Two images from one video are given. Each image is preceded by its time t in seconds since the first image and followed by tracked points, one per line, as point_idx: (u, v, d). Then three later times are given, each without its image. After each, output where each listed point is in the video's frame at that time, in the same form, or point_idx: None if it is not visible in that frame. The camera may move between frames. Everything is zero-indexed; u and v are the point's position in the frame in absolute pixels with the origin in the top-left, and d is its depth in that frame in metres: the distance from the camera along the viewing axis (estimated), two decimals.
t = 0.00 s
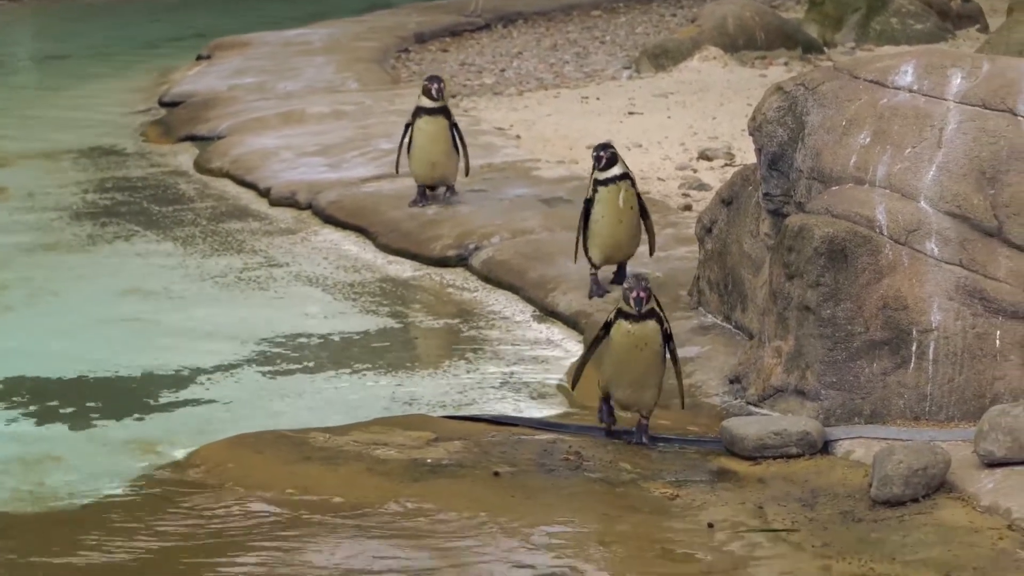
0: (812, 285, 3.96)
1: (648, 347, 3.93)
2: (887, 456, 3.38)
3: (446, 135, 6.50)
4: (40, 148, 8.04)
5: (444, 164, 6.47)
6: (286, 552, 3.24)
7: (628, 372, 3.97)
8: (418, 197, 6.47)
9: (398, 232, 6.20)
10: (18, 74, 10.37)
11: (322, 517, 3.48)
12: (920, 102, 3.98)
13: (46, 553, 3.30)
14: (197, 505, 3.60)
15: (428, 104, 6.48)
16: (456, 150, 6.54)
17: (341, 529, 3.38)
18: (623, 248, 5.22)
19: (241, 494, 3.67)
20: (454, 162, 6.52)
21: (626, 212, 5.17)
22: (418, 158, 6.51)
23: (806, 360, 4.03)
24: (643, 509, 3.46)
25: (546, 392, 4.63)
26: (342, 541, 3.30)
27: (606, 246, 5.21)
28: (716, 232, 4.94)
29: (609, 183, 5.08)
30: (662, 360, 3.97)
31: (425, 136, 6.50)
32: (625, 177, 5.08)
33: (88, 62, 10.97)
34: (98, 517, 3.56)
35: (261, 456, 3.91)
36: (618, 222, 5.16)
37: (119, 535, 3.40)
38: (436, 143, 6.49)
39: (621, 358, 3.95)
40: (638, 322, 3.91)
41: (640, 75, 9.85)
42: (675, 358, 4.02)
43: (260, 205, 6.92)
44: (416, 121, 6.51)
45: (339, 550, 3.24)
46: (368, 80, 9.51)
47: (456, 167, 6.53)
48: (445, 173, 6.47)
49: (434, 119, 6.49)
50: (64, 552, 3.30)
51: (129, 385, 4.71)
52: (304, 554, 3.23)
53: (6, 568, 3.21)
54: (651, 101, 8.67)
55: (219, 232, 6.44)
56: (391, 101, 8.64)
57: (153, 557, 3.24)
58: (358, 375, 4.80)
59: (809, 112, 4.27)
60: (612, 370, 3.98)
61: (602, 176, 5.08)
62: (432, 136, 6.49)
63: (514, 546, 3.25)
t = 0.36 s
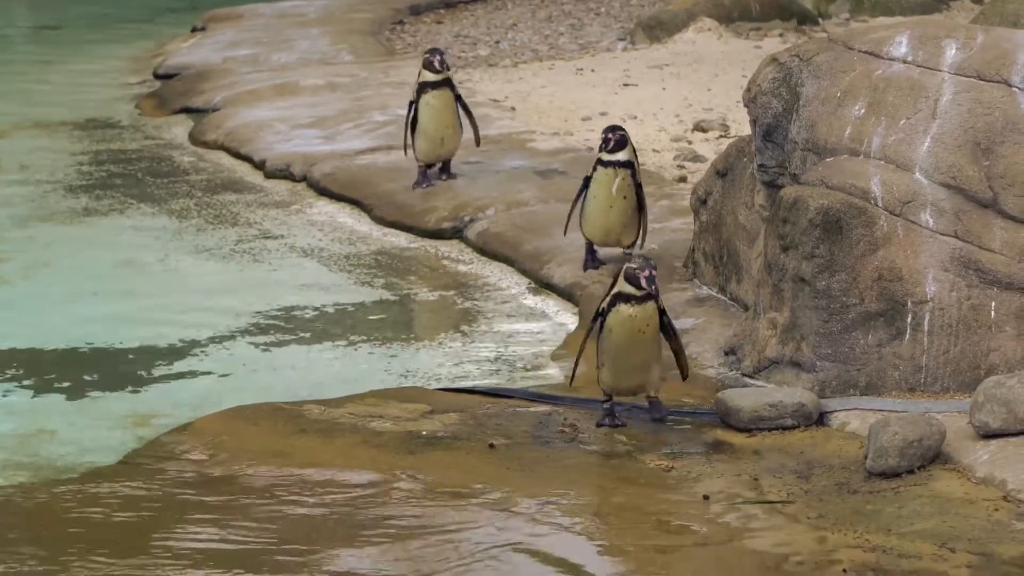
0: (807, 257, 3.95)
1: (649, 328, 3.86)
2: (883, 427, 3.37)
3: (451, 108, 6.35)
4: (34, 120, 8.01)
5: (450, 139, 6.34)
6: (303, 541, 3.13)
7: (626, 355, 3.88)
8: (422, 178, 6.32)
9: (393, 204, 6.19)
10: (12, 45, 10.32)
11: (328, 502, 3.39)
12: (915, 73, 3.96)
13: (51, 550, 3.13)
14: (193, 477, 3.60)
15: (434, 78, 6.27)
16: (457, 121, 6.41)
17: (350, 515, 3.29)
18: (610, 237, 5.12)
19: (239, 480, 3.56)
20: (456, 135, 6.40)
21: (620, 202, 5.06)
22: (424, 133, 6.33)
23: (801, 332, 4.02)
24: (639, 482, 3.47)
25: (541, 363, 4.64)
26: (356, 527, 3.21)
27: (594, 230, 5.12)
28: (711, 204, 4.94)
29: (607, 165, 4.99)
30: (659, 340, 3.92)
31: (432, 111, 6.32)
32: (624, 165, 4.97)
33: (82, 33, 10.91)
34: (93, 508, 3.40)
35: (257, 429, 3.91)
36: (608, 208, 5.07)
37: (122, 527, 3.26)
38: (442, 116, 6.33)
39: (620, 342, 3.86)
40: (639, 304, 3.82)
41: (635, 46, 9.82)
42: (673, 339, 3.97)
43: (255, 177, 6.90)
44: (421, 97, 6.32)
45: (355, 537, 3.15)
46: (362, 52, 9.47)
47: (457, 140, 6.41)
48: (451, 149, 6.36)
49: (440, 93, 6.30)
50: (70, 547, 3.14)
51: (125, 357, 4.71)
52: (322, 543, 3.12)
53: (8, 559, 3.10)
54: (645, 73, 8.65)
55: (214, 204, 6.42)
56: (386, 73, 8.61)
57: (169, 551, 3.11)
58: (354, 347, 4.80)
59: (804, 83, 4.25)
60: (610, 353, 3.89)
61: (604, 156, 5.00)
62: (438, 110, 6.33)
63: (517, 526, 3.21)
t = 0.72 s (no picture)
0: (803, 237, 3.96)
1: (683, 320, 3.65)
2: (879, 407, 3.37)
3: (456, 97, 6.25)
4: (29, 101, 7.98)
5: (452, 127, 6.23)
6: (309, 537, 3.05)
7: (661, 350, 3.66)
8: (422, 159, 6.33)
9: (389, 185, 6.18)
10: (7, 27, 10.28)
11: (327, 493, 3.31)
12: (910, 53, 3.95)
13: (49, 555, 2.99)
14: (190, 459, 3.59)
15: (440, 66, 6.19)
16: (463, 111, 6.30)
17: (352, 508, 3.21)
18: (616, 231, 4.93)
19: (234, 474, 3.47)
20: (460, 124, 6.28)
21: (624, 193, 4.87)
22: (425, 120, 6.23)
23: (796, 312, 4.03)
24: (636, 462, 3.47)
25: (537, 344, 4.63)
26: (359, 518, 3.14)
27: (600, 227, 4.92)
28: (706, 184, 4.93)
29: (606, 161, 4.79)
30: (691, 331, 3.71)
31: (436, 98, 6.22)
32: (625, 156, 4.77)
33: (77, 14, 10.88)
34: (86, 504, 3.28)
35: (252, 411, 3.91)
36: (613, 203, 4.88)
37: (120, 515, 3.21)
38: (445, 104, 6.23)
39: (655, 335, 3.65)
40: (674, 294, 3.61)
41: (630, 26, 9.79)
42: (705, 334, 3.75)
43: (250, 158, 6.89)
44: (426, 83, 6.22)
45: (360, 530, 3.08)
46: (357, 33, 9.44)
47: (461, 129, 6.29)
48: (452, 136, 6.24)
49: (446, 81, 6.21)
50: (67, 549, 3.02)
51: (120, 339, 4.70)
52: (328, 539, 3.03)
53: (5, 539, 3.10)
54: (641, 53, 8.62)
55: (209, 186, 6.41)
56: (382, 54, 8.58)
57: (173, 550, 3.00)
58: (350, 328, 4.79)
59: (799, 63, 4.25)
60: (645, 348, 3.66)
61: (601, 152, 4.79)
62: (443, 99, 6.22)
63: (512, 506, 3.21)
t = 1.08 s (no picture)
0: (797, 219, 3.94)
1: (687, 320, 3.52)
2: (873, 388, 3.37)
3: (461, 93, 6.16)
4: (23, 82, 7.96)
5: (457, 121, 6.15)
6: (304, 526, 3.00)
7: (664, 348, 3.55)
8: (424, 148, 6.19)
9: (384, 166, 6.17)
10: None
11: (319, 477, 3.29)
12: (904, 34, 3.93)
13: (42, 546, 2.95)
14: (186, 440, 3.59)
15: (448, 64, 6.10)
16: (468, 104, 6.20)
17: (346, 494, 3.18)
18: (624, 226, 4.81)
19: (226, 458, 3.44)
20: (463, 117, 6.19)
21: (631, 188, 4.76)
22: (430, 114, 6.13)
23: (791, 293, 4.03)
24: (630, 444, 3.47)
25: (531, 325, 4.63)
26: (354, 499, 3.15)
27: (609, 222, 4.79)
28: (701, 165, 4.92)
29: (613, 156, 4.68)
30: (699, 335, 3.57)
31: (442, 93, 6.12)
32: (632, 152, 4.68)
33: None
34: (77, 494, 3.23)
35: (247, 392, 3.91)
36: (620, 197, 4.75)
37: (117, 497, 3.21)
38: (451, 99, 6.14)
39: (655, 332, 3.54)
40: (677, 291, 3.50)
41: (625, 7, 9.76)
42: (714, 339, 3.61)
43: (244, 139, 6.87)
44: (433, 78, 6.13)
45: (353, 517, 3.05)
46: (352, 15, 9.42)
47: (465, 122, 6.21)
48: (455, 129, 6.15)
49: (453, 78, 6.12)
50: (64, 531, 3.02)
51: (114, 320, 4.69)
52: (323, 527, 3.00)
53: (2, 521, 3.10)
54: (635, 34, 8.60)
55: (203, 167, 6.39)
56: (376, 35, 8.56)
57: (167, 542, 2.95)
58: (344, 309, 4.79)
59: (793, 44, 4.23)
60: (647, 345, 3.56)
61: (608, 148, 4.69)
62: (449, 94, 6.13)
63: (507, 487, 3.21)
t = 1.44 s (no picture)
0: (793, 202, 3.95)
1: (701, 317, 3.45)
2: (869, 371, 3.38)
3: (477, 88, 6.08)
4: (17, 65, 7.93)
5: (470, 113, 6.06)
6: (299, 510, 2.99)
7: (679, 349, 3.46)
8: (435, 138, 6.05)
9: (379, 149, 6.16)
10: None
11: (312, 461, 3.28)
12: (900, 17, 3.91)
13: (40, 528, 2.95)
14: (182, 423, 3.59)
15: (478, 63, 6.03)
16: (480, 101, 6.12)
17: (342, 476, 3.18)
18: (620, 227, 4.75)
19: (222, 441, 3.44)
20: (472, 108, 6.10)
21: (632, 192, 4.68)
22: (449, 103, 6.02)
23: (786, 277, 4.03)
24: (625, 426, 3.48)
25: (526, 308, 4.62)
26: (351, 480, 3.15)
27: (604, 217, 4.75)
28: (696, 148, 4.91)
29: (618, 155, 4.62)
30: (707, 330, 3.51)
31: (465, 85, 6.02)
32: (638, 156, 4.60)
33: None
34: (67, 482, 3.20)
35: (242, 375, 3.90)
36: (619, 198, 4.69)
37: (115, 478, 3.21)
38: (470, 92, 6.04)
39: (673, 335, 3.43)
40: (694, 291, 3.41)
41: None
42: (721, 322, 3.57)
43: (239, 123, 6.86)
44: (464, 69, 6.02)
45: (348, 500, 3.04)
46: None
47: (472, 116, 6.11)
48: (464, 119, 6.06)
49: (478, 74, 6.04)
50: (61, 513, 3.02)
51: (109, 303, 4.69)
52: (317, 512, 2.98)
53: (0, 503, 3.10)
54: (631, 18, 8.58)
55: (199, 150, 6.38)
56: (371, 19, 8.54)
57: (166, 522, 2.96)
58: (340, 292, 4.78)
59: (789, 27, 4.23)
60: (662, 348, 3.46)
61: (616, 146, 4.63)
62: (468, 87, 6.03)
63: (503, 469, 3.21)
